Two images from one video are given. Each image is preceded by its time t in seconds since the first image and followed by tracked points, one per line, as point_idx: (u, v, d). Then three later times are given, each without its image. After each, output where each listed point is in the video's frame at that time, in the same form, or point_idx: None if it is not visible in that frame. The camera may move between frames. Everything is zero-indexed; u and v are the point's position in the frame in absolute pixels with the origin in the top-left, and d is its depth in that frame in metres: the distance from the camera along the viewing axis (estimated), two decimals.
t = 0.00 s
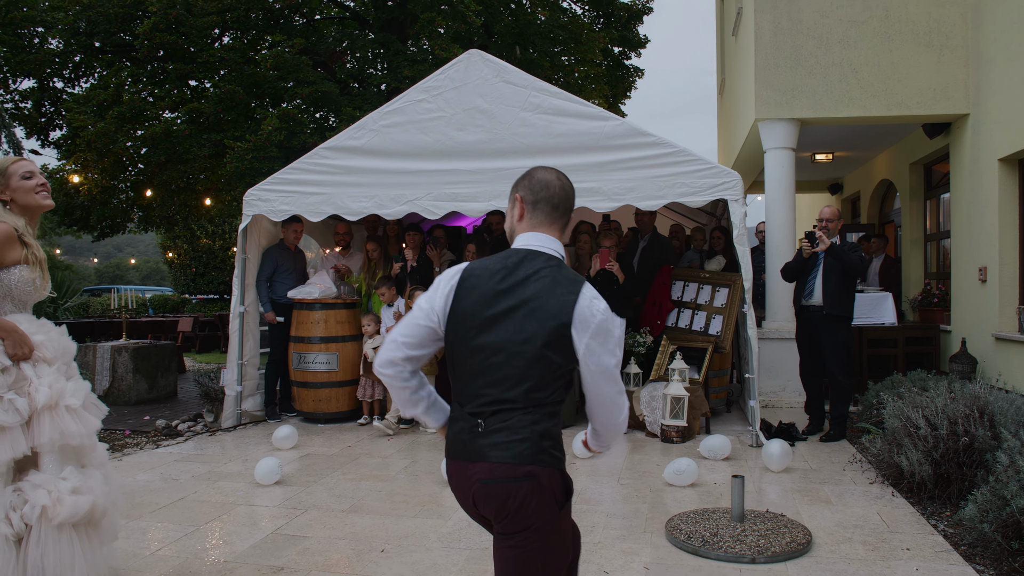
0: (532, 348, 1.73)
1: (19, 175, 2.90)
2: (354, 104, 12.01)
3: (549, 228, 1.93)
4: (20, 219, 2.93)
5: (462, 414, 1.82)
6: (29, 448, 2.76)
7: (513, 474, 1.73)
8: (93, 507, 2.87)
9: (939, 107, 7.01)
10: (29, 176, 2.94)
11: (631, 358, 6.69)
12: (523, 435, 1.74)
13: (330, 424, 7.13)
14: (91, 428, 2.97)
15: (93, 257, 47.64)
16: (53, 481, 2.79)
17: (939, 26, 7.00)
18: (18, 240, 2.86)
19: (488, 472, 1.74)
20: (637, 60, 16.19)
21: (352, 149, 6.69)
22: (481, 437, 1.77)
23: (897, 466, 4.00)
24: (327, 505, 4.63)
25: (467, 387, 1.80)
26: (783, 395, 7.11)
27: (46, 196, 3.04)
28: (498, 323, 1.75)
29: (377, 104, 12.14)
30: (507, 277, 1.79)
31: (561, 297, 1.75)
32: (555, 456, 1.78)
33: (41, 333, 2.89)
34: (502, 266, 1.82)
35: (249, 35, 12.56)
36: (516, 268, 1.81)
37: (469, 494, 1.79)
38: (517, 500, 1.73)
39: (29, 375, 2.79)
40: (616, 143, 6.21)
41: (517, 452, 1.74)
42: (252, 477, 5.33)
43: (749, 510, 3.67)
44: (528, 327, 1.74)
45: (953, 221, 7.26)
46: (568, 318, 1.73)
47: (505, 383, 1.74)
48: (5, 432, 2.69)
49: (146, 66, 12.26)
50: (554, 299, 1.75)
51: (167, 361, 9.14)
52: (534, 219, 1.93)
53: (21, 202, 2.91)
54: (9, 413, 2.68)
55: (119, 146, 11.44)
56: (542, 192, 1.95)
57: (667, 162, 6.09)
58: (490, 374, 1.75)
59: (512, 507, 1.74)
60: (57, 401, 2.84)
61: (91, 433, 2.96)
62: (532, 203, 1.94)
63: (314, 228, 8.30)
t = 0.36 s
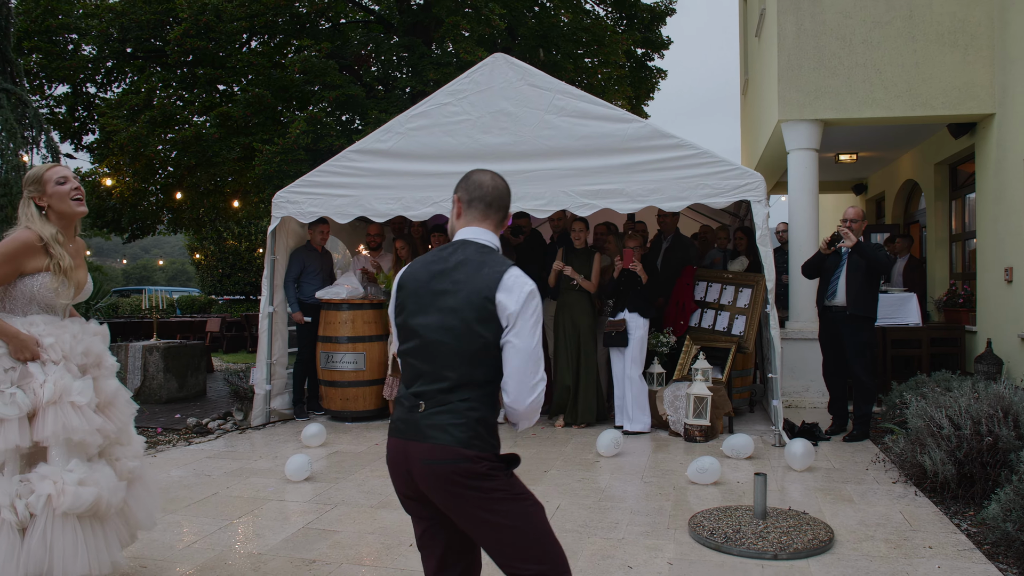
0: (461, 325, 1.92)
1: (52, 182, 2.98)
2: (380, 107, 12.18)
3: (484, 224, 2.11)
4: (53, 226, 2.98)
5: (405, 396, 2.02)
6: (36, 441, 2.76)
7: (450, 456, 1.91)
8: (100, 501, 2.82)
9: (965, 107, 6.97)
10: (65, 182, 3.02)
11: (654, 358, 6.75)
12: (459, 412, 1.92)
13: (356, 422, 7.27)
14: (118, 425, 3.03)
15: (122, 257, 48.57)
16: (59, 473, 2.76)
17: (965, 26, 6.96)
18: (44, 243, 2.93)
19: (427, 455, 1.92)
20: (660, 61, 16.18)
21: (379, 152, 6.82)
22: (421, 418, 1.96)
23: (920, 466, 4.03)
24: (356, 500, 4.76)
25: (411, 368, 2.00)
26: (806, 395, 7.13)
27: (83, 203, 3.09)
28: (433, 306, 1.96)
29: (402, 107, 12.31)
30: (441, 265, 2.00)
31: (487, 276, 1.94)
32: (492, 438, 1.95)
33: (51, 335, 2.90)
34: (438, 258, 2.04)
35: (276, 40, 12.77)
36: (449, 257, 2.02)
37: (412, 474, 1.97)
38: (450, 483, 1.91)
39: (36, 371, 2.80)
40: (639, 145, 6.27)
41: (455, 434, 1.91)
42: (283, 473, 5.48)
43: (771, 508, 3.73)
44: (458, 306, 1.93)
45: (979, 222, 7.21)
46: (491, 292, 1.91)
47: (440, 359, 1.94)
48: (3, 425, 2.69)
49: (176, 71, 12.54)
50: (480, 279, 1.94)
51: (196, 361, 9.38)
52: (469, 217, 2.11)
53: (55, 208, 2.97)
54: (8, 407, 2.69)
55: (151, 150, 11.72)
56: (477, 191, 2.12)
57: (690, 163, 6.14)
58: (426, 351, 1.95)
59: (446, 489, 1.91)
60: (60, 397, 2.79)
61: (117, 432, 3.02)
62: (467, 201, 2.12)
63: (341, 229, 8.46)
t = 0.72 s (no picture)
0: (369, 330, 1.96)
1: (81, 197, 3.00)
2: (403, 109, 12.27)
3: (397, 230, 2.14)
4: (74, 240, 3.01)
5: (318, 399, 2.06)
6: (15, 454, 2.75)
7: (346, 454, 1.96)
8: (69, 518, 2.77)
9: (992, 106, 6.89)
10: (94, 199, 3.04)
11: (677, 360, 6.73)
12: (360, 412, 1.96)
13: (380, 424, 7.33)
14: (120, 441, 3.00)
15: (149, 259, 49.40)
16: (26, 488, 2.75)
17: (992, 24, 6.86)
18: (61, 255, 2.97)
19: (327, 455, 1.99)
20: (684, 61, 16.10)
21: (401, 154, 6.86)
22: (328, 419, 2.02)
23: (947, 471, 3.98)
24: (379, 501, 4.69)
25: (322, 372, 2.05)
26: (831, 398, 7.05)
27: (110, 220, 3.09)
28: (344, 313, 1.99)
29: (425, 110, 12.39)
30: (352, 272, 2.03)
31: (397, 285, 1.97)
32: (397, 440, 2.00)
33: (53, 350, 2.90)
34: (351, 266, 2.06)
35: (301, 44, 12.93)
36: (362, 265, 2.04)
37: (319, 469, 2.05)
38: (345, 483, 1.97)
39: (25, 386, 2.81)
40: (661, 147, 6.26)
41: (356, 434, 1.95)
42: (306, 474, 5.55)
43: (794, 512, 3.70)
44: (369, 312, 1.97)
45: (1009, 222, 7.07)
46: (401, 301, 1.95)
47: (348, 364, 1.98)
48: None
49: (202, 76, 12.73)
50: (391, 288, 1.97)
51: (222, 361, 9.53)
52: (383, 223, 2.15)
53: (80, 222, 2.99)
54: None
55: (177, 155, 12.08)
56: (388, 197, 2.16)
57: (711, 165, 6.11)
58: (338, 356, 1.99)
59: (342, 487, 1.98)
60: (39, 413, 2.77)
61: (118, 447, 2.99)
62: (383, 208, 2.17)
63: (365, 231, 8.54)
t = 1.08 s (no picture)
0: (315, 310, 2.20)
1: (100, 211, 3.07)
2: (436, 110, 12.36)
3: (319, 214, 2.38)
4: (87, 250, 3.09)
5: (267, 375, 2.21)
6: (6, 459, 2.83)
7: (317, 423, 2.17)
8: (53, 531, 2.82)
9: None
10: (113, 215, 3.09)
11: (708, 361, 6.67)
12: (325, 384, 2.21)
13: (412, 423, 7.37)
14: (130, 439, 3.07)
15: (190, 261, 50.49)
16: (9, 494, 2.81)
17: None
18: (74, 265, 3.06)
19: (296, 429, 2.16)
20: (718, 60, 15.92)
21: (431, 155, 6.91)
22: (288, 394, 2.18)
23: (985, 476, 3.87)
24: (407, 501, 4.66)
25: (265, 353, 2.23)
26: (867, 400, 6.91)
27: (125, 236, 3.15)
28: (290, 296, 2.22)
29: (457, 111, 12.45)
30: (293, 258, 2.26)
31: (344, 270, 2.25)
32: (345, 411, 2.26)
33: (56, 360, 2.96)
34: (287, 252, 2.28)
35: (335, 46, 13.11)
36: (299, 252, 2.27)
37: (273, 445, 2.18)
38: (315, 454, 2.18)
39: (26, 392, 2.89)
40: (692, 147, 6.21)
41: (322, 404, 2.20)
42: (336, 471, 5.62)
43: (823, 515, 3.65)
44: (315, 292, 2.21)
45: None
46: (352, 285, 2.23)
47: (305, 341, 2.20)
48: None
49: (238, 80, 12.98)
50: (339, 273, 2.24)
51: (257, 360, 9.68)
52: (304, 209, 2.37)
53: (93, 235, 3.07)
54: None
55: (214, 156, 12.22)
56: (309, 184, 2.38)
57: (743, 164, 6.03)
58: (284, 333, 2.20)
59: (309, 459, 2.17)
60: (31, 422, 2.83)
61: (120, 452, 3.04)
62: (302, 194, 2.38)
63: (398, 232, 8.62)
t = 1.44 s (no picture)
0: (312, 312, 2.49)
1: (138, 203, 3.16)
2: (475, 111, 12.43)
3: (290, 225, 2.63)
4: (131, 243, 3.19)
5: (283, 374, 2.44)
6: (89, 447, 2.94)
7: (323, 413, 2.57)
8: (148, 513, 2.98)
9: None
10: (151, 206, 3.19)
11: (748, 362, 6.57)
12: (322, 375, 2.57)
13: (450, 423, 7.42)
14: (188, 425, 3.19)
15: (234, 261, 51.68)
16: (99, 480, 2.94)
17: None
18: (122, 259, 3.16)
19: (320, 410, 2.54)
20: (761, 57, 15.65)
21: (469, 156, 6.96)
22: (306, 387, 2.48)
23: None
24: (442, 500, 4.69)
25: (268, 355, 2.43)
26: (913, 403, 6.73)
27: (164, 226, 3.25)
28: (290, 300, 2.45)
29: (496, 111, 12.49)
30: (290, 264, 2.48)
31: (327, 275, 2.58)
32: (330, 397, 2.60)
33: (117, 349, 3.05)
34: (280, 263, 2.47)
35: (375, 49, 13.28)
36: (293, 260, 2.52)
37: (296, 436, 2.48)
38: (325, 438, 2.61)
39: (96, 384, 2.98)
40: (731, 145, 6.13)
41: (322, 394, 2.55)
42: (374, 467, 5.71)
43: (863, 520, 3.59)
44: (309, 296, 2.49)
45: None
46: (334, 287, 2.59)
47: (311, 339, 2.49)
48: (66, 428, 2.95)
49: (281, 83, 13.26)
50: (324, 277, 2.57)
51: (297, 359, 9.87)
52: (277, 222, 2.61)
53: (135, 228, 3.16)
54: (70, 414, 2.93)
55: (255, 157, 12.65)
56: (279, 199, 2.62)
57: (784, 162, 5.94)
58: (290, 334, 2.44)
59: (321, 439, 2.59)
60: (108, 411, 2.94)
61: (186, 432, 3.17)
62: (274, 210, 2.60)
63: (437, 233, 8.71)
